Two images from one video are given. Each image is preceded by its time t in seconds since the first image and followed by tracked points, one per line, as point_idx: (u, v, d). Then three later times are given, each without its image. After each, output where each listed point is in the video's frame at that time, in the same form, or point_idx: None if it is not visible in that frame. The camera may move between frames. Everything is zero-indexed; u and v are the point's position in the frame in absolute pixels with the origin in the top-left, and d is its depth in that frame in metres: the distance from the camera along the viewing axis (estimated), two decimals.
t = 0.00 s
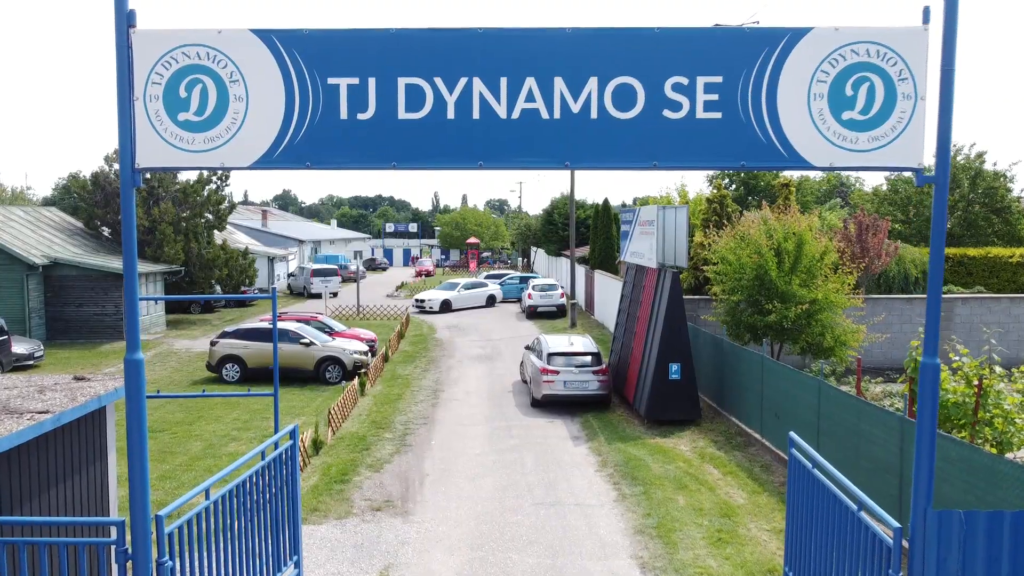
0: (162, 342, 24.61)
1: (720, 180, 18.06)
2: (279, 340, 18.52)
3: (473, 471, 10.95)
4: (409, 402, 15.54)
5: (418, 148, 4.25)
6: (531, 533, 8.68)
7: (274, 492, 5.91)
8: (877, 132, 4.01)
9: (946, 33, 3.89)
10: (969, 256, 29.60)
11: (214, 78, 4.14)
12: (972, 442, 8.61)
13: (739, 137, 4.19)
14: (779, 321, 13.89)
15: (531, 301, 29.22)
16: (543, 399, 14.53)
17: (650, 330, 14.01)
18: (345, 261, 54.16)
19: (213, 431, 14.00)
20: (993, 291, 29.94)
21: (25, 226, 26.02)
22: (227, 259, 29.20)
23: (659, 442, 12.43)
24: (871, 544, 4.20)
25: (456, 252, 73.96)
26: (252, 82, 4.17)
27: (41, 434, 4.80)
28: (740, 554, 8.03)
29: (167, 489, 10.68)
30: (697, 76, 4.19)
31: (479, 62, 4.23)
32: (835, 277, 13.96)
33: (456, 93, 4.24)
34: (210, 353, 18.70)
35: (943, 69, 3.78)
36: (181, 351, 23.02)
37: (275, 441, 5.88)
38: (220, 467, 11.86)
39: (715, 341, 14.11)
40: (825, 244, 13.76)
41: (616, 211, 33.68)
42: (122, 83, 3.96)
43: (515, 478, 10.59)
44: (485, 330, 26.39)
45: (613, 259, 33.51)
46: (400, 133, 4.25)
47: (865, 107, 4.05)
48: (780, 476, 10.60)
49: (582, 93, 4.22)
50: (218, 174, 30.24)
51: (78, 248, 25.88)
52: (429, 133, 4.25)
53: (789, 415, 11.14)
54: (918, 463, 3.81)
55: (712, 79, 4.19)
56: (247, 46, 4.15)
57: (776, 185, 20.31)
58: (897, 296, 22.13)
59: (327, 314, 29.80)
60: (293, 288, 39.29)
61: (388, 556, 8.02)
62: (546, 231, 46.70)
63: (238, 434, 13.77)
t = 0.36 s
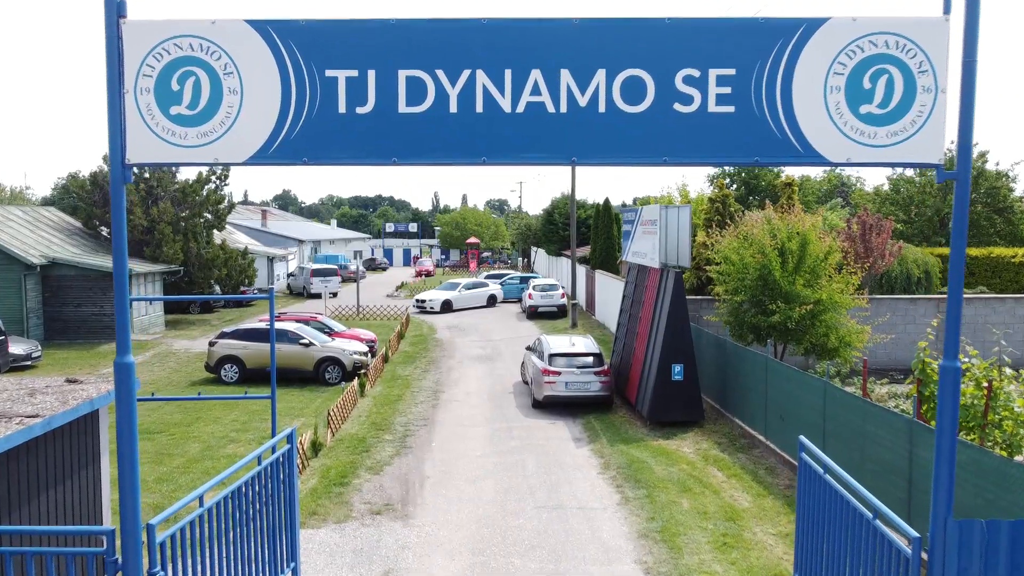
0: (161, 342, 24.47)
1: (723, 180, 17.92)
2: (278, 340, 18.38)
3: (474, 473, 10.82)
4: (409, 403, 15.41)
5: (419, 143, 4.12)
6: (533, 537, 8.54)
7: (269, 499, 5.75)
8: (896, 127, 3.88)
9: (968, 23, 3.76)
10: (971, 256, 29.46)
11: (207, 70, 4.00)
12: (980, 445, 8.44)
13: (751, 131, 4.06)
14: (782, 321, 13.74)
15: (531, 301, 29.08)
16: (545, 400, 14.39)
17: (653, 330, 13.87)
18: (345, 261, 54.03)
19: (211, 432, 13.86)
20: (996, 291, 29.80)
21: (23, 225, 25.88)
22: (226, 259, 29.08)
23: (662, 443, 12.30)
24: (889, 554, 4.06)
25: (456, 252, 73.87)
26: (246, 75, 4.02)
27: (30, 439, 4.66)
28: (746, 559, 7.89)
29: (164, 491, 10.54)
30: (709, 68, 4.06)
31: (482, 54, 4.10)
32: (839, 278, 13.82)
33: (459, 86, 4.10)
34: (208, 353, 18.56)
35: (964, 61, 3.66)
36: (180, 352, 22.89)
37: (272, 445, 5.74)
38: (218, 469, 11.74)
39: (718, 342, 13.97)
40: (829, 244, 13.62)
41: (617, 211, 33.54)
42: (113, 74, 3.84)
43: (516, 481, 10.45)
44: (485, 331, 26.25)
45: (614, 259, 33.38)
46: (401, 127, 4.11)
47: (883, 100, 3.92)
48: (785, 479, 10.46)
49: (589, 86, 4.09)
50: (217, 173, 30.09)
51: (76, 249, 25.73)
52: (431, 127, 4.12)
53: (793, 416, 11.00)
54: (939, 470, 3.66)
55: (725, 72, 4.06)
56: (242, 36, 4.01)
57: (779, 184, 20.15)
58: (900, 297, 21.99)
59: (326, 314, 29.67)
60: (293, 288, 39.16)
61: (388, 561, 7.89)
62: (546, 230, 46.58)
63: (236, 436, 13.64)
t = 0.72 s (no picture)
0: (158, 343, 24.29)
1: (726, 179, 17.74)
2: (276, 341, 18.21)
3: (474, 478, 10.63)
4: (408, 405, 15.22)
5: (418, 138, 3.95)
6: (534, 544, 8.35)
7: (261, 508, 5.55)
8: (919, 121, 3.72)
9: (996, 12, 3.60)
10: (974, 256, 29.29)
11: (192, 61, 3.82)
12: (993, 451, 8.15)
13: (764, 125, 3.91)
14: (786, 323, 13.56)
15: (531, 301, 28.92)
16: (545, 403, 14.22)
17: (655, 331, 13.69)
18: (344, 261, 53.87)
19: (207, 435, 13.68)
20: (999, 292, 29.61)
21: (20, 226, 25.70)
22: (224, 259, 28.91)
23: (665, 447, 12.11)
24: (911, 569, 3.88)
25: (456, 252, 73.73)
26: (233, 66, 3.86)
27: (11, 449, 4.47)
28: (752, 567, 7.70)
29: (159, 496, 10.35)
30: (722, 59, 3.91)
31: (482, 44, 3.93)
32: (844, 279, 13.63)
33: (458, 78, 3.92)
34: (206, 355, 18.39)
35: (992, 51, 3.50)
36: (177, 352, 22.73)
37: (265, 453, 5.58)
38: (214, 472, 11.56)
39: (721, 344, 13.79)
40: (834, 244, 13.44)
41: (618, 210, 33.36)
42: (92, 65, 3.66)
43: (517, 486, 10.26)
44: (485, 331, 26.07)
45: (615, 259, 33.20)
46: (398, 121, 3.94)
47: (906, 92, 3.76)
48: (791, 483, 10.27)
49: (596, 78, 3.92)
50: (215, 173, 29.91)
51: (74, 249, 25.54)
52: (430, 121, 3.95)
53: (798, 419, 10.83)
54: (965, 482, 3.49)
55: (738, 63, 3.90)
56: (228, 26, 3.84)
57: (782, 184, 19.95)
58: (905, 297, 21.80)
59: (325, 314, 29.50)
60: (292, 288, 38.99)
61: (385, 569, 7.70)
62: (546, 230, 46.42)
63: (233, 438, 13.47)
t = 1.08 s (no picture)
0: (156, 344, 24.09)
1: (728, 179, 17.55)
2: (274, 343, 18.00)
3: (474, 483, 10.43)
4: (407, 408, 15.02)
5: (416, 134, 3.79)
6: (536, 553, 8.14)
7: (252, 521, 5.33)
8: (948, 117, 3.61)
9: None
10: (977, 256, 29.12)
11: (174, 52, 3.66)
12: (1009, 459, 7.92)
13: (780, 121, 3.77)
14: (791, 325, 13.36)
15: (531, 302, 28.73)
16: (546, 406, 14.01)
17: (657, 333, 13.49)
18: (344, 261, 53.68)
19: (203, 439, 13.47)
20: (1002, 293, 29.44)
21: (16, 225, 25.48)
22: (223, 259, 28.73)
23: (668, 451, 11.90)
24: None
25: (456, 252, 73.58)
26: (217, 58, 3.69)
27: None
28: None
29: (152, 502, 10.14)
30: (737, 50, 3.75)
31: (482, 35, 3.76)
32: (850, 279, 13.42)
33: (456, 71, 3.76)
34: (203, 356, 18.19)
35: None
36: (175, 354, 22.54)
37: (256, 462, 5.35)
38: (209, 477, 11.34)
39: (725, 346, 13.59)
40: (839, 245, 13.24)
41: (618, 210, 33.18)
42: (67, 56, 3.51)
43: (518, 492, 10.05)
44: (485, 332, 25.88)
45: (616, 260, 33.00)
46: (396, 116, 3.78)
47: (933, 87, 3.65)
48: (797, 490, 10.06)
49: (603, 71, 3.76)
50: (214, 172, 29.68)
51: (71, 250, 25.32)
52: (430, 117, 3.78)
53: (804, 424, 10.62)
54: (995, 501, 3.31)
55: (755, 55, 3.75)
56: (213, 16, 3.68)
57: (786, 184, 19.74)
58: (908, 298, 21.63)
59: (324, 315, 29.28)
60: (292, 288, 38.81)
61: None
62: (546, 231, 46.25)
63: (229, 442, 13.26)
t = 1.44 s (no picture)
0: (153, 345, 23.87)
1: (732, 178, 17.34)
2: (271, 345, 17.81)
3: (473, 489, 10.22)
4: (406, 410, 14.81)
5: (414, 129, 3.80)
6: (537, 562, 7.93)
7: (242, 535, 5.10)
8: (980, 112, 3.60)
9: None
10: (981, 256, 28.91)
11: (153, 42, 3.67)
12: None
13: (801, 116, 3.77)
14: (796, 327, 13.15)
15: (531, 302, 28.53)
16: (547, 409, 13.81)
17: (660, 335, 13.29)
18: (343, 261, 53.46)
19: (199, 443, 13.25)
20: (1006, 293, 29.23)
21: (13, 226, 25.30)
22: (220, 260, 28.55)
23: (671, 456, 11.68)
24: None
25: (456, 252, 73.42)
26: (198, 49, 3.70)
27: None
28: None
29: (145, 509, 9.93)
30: (755, 40, 3.77)
31: (482, 25, 3.75)
32: (856, 280, 13.21)
33: (453, 63, 3.75)
34: (199, 358, 17.98)
35: None
36: (172, 355, 22.32)
37: (247, 473, 5.13)
38: (204, 482, 11.14)
39: (728, 349, 13.37)
40: (845, 246, 13.03)
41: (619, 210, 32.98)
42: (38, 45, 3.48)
43: (518, 498, 9.84)
44: (485, 333, 25.68)
45: (617, 260, 32.77)
46: (391, 113, 3.78)
47: (965, 79, 3.63)
48: (804, 496, 9.87)
49: (611, 62, 3.76)
50: (212, 172, 29.50)
51: (68, 250, 25.12)
52: (435, 111, 3.78)
53: (811, 428, 10.42)
54: None
55: (774, 44, 3.76)
56: (194, 6, 3.69)
57: (789, 183, 19.51)
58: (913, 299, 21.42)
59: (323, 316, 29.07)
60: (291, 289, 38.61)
61: None
62: (547, 231, 46.06)
63: (225, 446, 13.05)
